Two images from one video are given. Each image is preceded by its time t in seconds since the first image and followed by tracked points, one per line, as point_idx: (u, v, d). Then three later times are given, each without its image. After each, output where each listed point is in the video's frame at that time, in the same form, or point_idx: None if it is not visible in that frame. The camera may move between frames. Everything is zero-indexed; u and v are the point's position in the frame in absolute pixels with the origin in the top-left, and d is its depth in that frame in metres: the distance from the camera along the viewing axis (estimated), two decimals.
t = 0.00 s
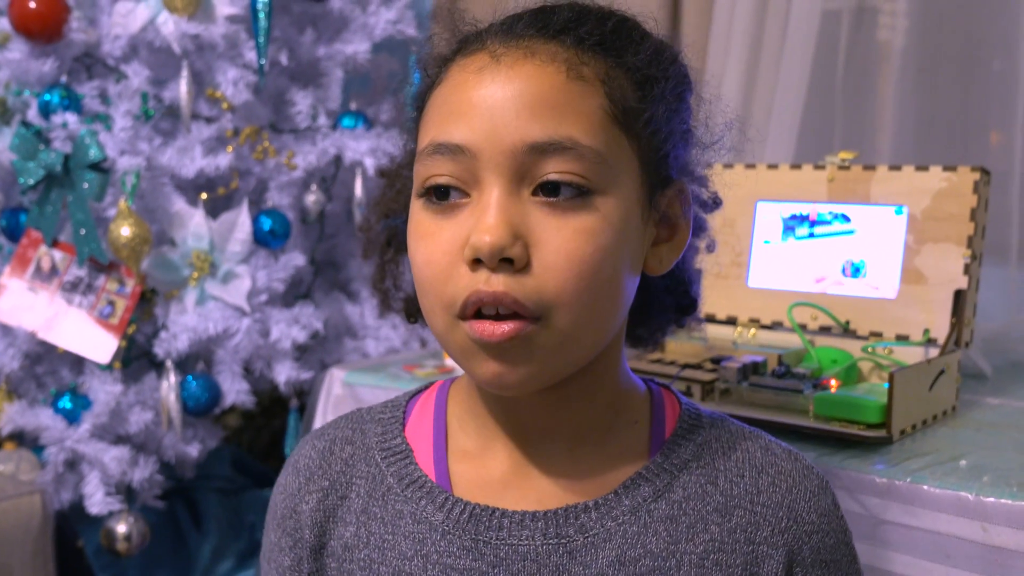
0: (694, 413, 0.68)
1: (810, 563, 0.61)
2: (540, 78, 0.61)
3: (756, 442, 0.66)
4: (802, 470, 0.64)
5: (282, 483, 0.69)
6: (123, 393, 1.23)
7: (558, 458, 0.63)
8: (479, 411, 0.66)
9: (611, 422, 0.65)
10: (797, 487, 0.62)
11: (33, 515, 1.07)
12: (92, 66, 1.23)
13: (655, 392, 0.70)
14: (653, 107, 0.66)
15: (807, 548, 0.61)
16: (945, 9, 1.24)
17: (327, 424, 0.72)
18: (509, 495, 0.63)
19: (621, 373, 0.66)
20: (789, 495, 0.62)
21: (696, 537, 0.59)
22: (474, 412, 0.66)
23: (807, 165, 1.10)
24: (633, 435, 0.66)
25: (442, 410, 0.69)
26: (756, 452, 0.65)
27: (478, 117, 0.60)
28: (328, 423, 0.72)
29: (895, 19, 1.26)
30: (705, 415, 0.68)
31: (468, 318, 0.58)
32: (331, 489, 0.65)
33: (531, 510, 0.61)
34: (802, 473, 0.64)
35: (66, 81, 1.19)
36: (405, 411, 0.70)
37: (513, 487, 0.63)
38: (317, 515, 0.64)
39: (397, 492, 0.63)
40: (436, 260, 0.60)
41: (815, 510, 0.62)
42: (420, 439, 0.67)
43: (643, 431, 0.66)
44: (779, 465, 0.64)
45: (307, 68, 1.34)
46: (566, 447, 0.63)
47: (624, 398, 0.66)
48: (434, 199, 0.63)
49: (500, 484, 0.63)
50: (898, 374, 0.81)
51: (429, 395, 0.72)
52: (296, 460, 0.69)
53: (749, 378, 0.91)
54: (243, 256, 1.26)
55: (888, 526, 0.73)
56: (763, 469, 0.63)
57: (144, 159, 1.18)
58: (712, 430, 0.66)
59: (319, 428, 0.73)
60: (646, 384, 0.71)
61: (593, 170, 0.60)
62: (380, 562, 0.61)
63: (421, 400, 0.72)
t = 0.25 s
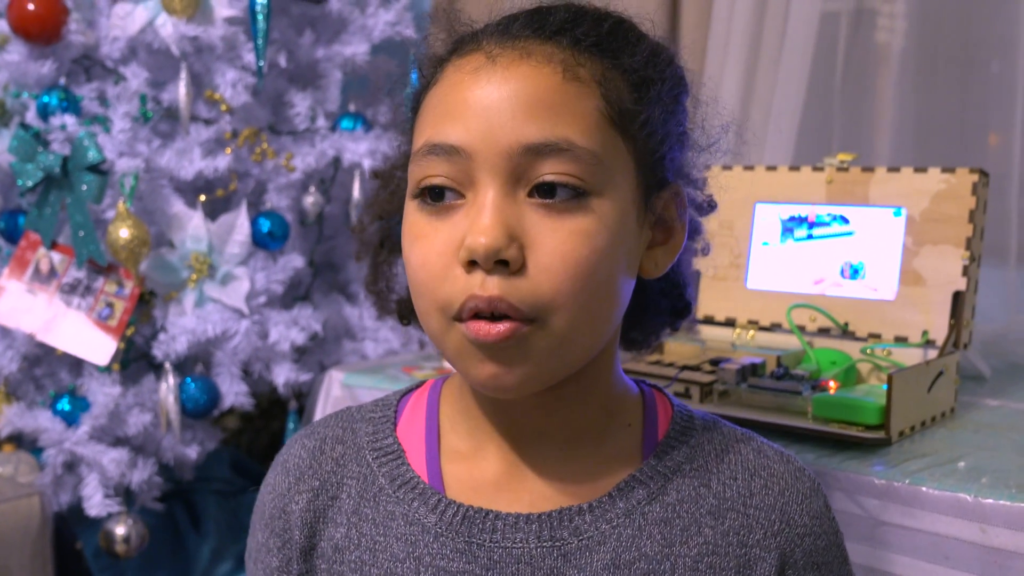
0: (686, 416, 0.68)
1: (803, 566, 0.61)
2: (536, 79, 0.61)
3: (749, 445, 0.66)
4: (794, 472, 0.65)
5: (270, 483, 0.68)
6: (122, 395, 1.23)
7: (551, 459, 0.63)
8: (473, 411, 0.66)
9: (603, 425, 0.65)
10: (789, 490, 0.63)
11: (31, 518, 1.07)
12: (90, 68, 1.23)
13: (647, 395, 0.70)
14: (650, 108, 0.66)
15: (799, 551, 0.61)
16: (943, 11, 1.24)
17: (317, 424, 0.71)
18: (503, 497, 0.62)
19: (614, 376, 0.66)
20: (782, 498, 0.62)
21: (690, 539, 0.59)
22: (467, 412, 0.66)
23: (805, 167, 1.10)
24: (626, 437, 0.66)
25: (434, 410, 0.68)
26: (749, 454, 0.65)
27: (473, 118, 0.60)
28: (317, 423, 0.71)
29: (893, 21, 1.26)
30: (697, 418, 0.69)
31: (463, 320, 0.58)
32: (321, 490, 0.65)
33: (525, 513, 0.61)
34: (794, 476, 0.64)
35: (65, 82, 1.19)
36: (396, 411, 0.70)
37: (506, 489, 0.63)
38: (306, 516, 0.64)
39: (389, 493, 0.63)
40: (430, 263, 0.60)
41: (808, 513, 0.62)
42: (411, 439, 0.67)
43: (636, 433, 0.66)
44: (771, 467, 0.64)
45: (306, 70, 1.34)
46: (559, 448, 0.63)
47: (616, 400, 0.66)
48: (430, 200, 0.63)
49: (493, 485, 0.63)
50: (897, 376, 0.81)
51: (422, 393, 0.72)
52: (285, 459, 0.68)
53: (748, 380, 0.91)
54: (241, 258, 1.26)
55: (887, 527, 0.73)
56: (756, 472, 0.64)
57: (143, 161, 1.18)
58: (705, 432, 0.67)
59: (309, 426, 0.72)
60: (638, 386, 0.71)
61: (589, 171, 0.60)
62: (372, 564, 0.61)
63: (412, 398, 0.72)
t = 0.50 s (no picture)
0: (671, 420, 0.69)
1: (784, 564, 0.63)
2: (560, 70, 0.61)
3: (732, 447, 0.68)
4: (776, 474, 0.66)
5: (256, 489, 0.67)
6: (121, 396, 1.23)
7: (537, 463, 0.63)
8: (458, 413, 0.65)
9: (588, 427, 0.65)
10: (771, 491, 0.64)
11: (31, 520, 1.07)
12: (89, 69, 1.23)
13: (632, 398, 0.70)
14: (664, 114, 0.68)
15: (781, 550, 0.63)
16: (943, 13, 1.24)
17: (303, 429, 0.71)
18: (489, 499, 0.62)
19: (600, 379, 0.66)
20: (765, 499, 0.64)
21: (675, 539, 0.60)
22: (452, 413, 0.66)
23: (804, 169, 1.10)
24: (611, 441, 0.66)
25: (420, 413, 0.68)
26: (732, 456, 0.67)
27: (497, 99, 0.60)
28: (304, 428, 0.71)
29: (892, 22, 1.26)
30: (682, 421, 0.70)
31: (463, 302, 0.57)
32: (308, 494, 0.64)
33: (511, 514, 0.61)
34: (777, 477, 0.66)
35: (64, 84, 1.19)
36: (382, 416, 0.70)
37: (493, 490, 0.63)
38: (293, 521, 0.63)
39: (376, 496, 0.63)
40: (436, 242, 0.59)
41: (790, 513, 0.64)
42: (398, 440, 0.67)
43: (620, 436, 0.67)
44: (754, 469, 0.66)
45: (305, 72, 1.34)
46: (545, 450, 0.63)
47: (604, 403, 0.66)
48: (440, 179, 0.62)
49: (479, 486, 0.63)
50: (896, 377, 0.81)
51: (407, 397, 0.72)
52: (272, 465, 0.68)
53: (747, 382, 0.91)
54: (240, 260, 1.26)
55: (885, 529, 0.73)
56: (739, 473, 0.65)
57: (142, 163, 1.18)
58: (689, 435, 0.68)
59: (294, 433, 0.72)
60: (623, 388, 0.71)
61: (604, 165, 0.60)
62: (358, 567, 0.60)
63: (398, 403, 0.72)
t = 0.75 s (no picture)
0: (665, 425, 0.70)
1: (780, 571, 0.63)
2: (559, 71, 0.62)
3: (727, 453, 0.68)
4: (771, 480, 0.66)
5: (244, 492, 0.67)
6: (120, 398, 1.23)
7: (533, 461, 0.63)
8: (450, 416, 0.65)
9: (584, 431, 0.65)
10: (768, 497, 0.65)
11: (29, 521, 1.07)
12: (88, 71, 1.23)
13: (625, 405, 0.70)
14: (655, 116, 0.70)
15: (776, 556, 0.63)
16: (941, 14, 1.24)
17: (292, 431, 0.71)
18: (484, 504, 0.62)
19: (595, 384, 0.67)
20: (761, 505, 0.64)
21: (671, 545, 0.60)
22: (444, 417, 0.66)
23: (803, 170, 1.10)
24: (604, 444, 0.66)
25: (411, 416, 0.69)
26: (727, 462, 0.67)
27: (497, 99, 0.60)
28: (293, 431, 0.71)
29: (891, 24, 1.26)
30: (675, 427, 0.70)
31: (466, 302, 0.57)
32: (298, 498, 0.64)
33: (506, 519, 0.60)
34: (772, 483, 0.66)
35: (63, 86, 1.19)
36: (372, 419, 0.70)
37: (487, 494, 0.63)
38: (283, 525, 0.63)
39: (368, 501, 0.63)
40: (438, 242, 0.58)
41: (786, 520, 0.64)
42: (388, 445, 0.67)
43: (616, 441, 0.67)
44: (750, 475, 0.66)
45: (304, 73, 1.34)
46: (538, 451, 0.63)
47: (598, 409, 0.67)
48: (439, 179, 0.62)
49: (473, 490, 0.63)
50: (895, 379, 0.81)
51: (398, 400, 0.72)
52: (260, 468, 0.68)
53: (746, 383, 0.91)
54: (239, 261, 1.26)
55: (885, 530, 0.73)
56: (734, 479, 0.65)
57: (141, 164, 1.18)
58: (683, 440, 0.69)
59: (282, 435, 0.72)
60: (617, 395, 0.72)
61: (603, 164, 0.61)
62: (351, 572, 0.60)
63: (388, 405, 0.72)
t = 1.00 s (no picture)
0: (658, 430, 0.70)
1: None
2: (554, 61, 0.63)
3: (721, 460, 0.68)
4: (766, 488, 0.67)
5: (228, 501, 0.66)
6: (118, 400, 1.23)
7: (529, 461, 0.64)
8: (441, 420, 0.66)
9: (579, 431, 0.66)
10: (762, 505, 0.65)
11: (27, 523, 1.07)
12: (88, 73, 1.23)
13: (619, 408, 0.71)
14: (645, 115, 0.71)
15: (771, 564, 0.64)
16: (940, 15, 1.24)
17: (277, 438, 0.70)
18: (475, 510, 0.62)
19: (591, 386, 0.67)
20: (755, 514, 0.64)
21: (665, 554, 0.60)
22: (435, 422, 0.66)
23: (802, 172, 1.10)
24: (599, 449, 0.67)
25: (399, 420, 0.69)
26: (721, 470, 0.67)
27: (494, 83, 0.61)
28: (277, 437, 0.70)
29: (890, 25, 1.27)
30: (669, 432, 0.71)
31: (461, 275, 0.56)
32: (285, 506, 0.64)
33: (497, 527, 0.60)
34: (766, 491, 0.66)
35: (62, 88, 1.19)
36: (359, 424, 0.70)
37: (478, 500, 0.63)
38: (269, 534, 0.63)
39: (356, 508, 0.62)
40: (433, 221, 0.58)
41: (781, 529, 0.65)
42: (376, 452, 0.67)
43: (610, 444, 0.68)
44: (744, 482, 0.66)
45: (303, 75, 1.34)
46: (535, 453, 0.64)
47: (592, 412, 0.67)
48: (435, 164, 0.62)
49: (464, 495, 0.63)
50: (893, 380, 0.81)
51: (385, 404, 0.73)
52: (244, 476, 0.67)
53: (744, 385, 0.91)
54: (239, 263, 1.26)
55: (883, 532, 0.73)
56: (729, 487, 0.66)
57: (140, 166, 1.18)
58: (677, 446, 0.69)
59: (266, 442, 0.71)
60: (611, 399, 0.73)
61: (597, 149, 0.62)
62: None
63: (376, 409, 0.73)
